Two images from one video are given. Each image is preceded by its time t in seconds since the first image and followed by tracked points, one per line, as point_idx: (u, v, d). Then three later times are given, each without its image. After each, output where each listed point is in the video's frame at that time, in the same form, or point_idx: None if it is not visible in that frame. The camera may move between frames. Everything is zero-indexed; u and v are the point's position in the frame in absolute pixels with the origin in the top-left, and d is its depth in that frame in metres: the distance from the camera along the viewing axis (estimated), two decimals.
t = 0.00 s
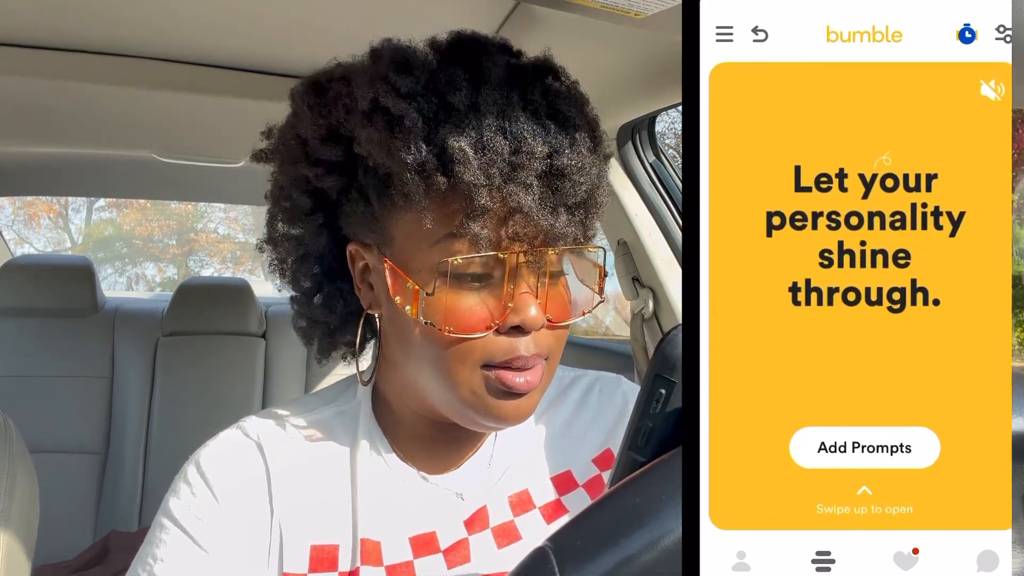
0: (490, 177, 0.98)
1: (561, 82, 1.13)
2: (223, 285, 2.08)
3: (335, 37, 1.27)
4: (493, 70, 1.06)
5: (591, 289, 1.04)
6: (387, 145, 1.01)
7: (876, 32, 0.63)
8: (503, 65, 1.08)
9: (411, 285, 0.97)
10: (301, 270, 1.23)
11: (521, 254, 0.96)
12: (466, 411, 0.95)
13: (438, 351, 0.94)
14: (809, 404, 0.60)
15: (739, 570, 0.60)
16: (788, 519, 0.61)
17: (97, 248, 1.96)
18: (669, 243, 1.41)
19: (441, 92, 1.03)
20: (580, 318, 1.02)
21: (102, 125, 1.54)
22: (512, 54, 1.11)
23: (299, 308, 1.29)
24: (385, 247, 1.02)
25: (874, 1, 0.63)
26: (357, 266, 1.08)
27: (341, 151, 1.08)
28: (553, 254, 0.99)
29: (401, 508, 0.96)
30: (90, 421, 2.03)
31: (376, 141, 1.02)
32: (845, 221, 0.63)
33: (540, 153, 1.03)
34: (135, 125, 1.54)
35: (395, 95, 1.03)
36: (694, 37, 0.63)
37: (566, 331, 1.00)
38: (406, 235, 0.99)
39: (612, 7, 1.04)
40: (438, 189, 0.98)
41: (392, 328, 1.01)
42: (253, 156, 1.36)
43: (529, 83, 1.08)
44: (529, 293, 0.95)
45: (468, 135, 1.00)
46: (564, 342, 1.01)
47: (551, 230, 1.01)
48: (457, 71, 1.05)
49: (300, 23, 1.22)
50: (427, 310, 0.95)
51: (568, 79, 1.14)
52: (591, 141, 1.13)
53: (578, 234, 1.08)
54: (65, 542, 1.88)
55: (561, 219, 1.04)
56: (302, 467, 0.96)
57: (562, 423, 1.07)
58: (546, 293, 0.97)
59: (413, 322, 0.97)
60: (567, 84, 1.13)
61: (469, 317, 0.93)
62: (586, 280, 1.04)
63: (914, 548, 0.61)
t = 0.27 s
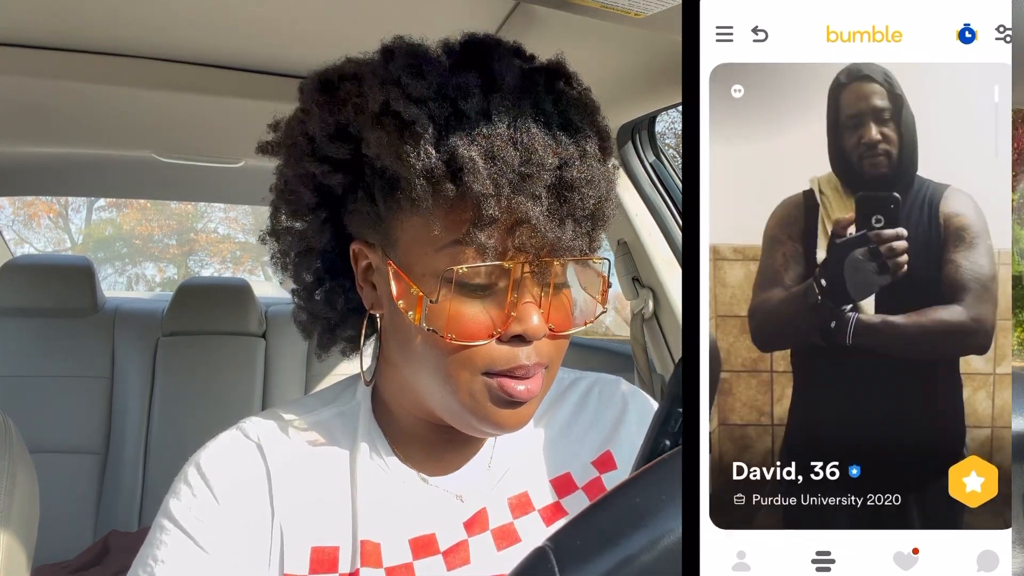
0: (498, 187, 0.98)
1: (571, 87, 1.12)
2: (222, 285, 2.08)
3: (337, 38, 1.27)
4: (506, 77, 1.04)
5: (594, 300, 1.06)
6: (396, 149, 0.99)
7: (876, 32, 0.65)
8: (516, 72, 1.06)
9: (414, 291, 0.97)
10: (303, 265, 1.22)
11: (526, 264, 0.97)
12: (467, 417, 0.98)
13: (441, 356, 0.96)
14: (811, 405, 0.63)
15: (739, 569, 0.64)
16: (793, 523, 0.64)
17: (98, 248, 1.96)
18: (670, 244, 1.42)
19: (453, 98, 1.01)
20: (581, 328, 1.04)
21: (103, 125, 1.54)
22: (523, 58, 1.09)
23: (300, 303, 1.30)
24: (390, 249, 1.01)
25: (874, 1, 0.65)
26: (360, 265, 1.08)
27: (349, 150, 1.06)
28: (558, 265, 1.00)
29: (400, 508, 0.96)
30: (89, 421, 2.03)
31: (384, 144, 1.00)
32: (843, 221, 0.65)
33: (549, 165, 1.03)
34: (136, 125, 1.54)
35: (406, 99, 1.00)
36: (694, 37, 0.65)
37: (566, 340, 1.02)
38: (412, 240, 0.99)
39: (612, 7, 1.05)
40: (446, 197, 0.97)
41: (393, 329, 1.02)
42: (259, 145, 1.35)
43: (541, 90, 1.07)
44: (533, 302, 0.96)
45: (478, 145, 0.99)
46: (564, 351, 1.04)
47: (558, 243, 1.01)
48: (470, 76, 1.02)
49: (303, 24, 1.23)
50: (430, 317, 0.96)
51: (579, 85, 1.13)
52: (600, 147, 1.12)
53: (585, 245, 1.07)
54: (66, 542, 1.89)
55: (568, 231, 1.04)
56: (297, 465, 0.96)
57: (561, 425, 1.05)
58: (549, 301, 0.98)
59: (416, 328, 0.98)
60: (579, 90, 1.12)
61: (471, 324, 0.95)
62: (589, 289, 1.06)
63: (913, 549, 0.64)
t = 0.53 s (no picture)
0: (499, 186, 0.98)
1: (574, 87, 1.12)
2: (222, 285, 2.08)
3: (336, 39, 1.27)
4: (508, 77, 1.04)
5: (595, 301, 1.06)
6: (397, 148, 1.00)
7: (876, 32, 0.65)
8: (518, 71, 1.06)
9: (415, 290, 0.97)
10: (303, 264, 1.23)
11: (527, 263, 0.97)
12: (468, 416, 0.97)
13: (441, 356, 0.96)
14: (811, 406, 0.63)
15: (739, 570, 0.64)
16: (794, 523, 0.64)
17: (98, 248, 1.96)
18: (669, 244, 1.42)
19: (454, 97, 1.01)
20: (581, 329, 1.03)
21: (102, 126, 1.54)
22: (525, 58, 1.09)
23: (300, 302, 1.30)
24: (390, 248, 1.02)
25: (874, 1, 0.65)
26: (360, 264, 1.08)
27: (350, 149, 1.06)
28: (559, 264, 1.00)
29: (400, 509, 0.96)
30: (89, 422, 2.03)
31: (386, 143, 1.00)
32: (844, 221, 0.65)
33: (550, 164, 1.03)
34: (136, 125, 1.54)
35: (408, 98, 1.00)
36: (694, 37, 0.65)
37: (566, 342, 1.01)
38: (412, 239, 0.99)
39: (612, 7, 1.05)
40: (447, 196, 0.98)
41: (393, 329, 1.02)
42: (262, 143, 1.36)
43: (543, 90, 1.07)
44: (534, 302, 0.96)
45: (479, 144, 0.99)
46: (564, 352, 1.03)
47: (559, 243, 1.01)
48: (471, 76, 1.03)
49: (303, 24, 1.23)
50: (430, 316, 0.96)
51: (582, 85, 1.13)
52: (601, 147, 1.13)
53: (586, 245, 1.07)
54: (66, 542, 1.88)
55: (569, 231, 1.04)
56: (297, 464, 0.96)
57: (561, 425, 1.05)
58: (550, 301, 0.97)
59: (417, 327, 0.97)
60: (581, 90, 1.12)
61: (472, 324, 0.94)
62: (590, 290, 1.05)
63: (913, 549, 0.64)
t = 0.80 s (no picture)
0: (502, 195, 0.98)
1: (578, 93, 1.12)
2: (222, 285, 2.08)
3: (336, 39, 1.28)
4: (514, 84, 1.04)
5: (594, 306, 1.06)
6: (401, 152, 0.99)
7: (876, 32, 0.65)
8: (523, 78, 1.05)
9: (415, 296, 0.98)
10: (304, 261, 1.23)
11: (528, 271, 0.97)
12: (465, 422, 0.99)
13: (441, 364, 0.98)
14: (811, 406, 0.63)
15: (739, 570, 0.64)
16: (794, 523, 0.64)
17: (98, 248, 1.96)
18: (669, 243, 1.43)
19: (460, 104, 1.01)
20: (580, 335, 1.04)
21: (103, 126, 1.54)
22: (532, 64, 1.09)
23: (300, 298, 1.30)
24: (392, 251, 1.01)
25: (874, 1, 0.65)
26: (361, 265, 1.08)
27: (353, 150, 1.06)
28: (560, 273, 1.00)
29: (399, 509, 0.96)
30: (89, 422, 2.04)
31: (389, 147, 1.00)
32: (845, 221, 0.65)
33: (554, 174, 1.02)
34: (137, 125, 1.54)
35: (413, 104, 1.00)
36: (694, 37, 0.65)
37: (565, 350, 1.03)
38: (414, 244, 0.99)
39: (612, 7, 1.05)
40: (449, 203, 0.97)
41: (393, 332, 1.02)
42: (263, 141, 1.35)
43: (548, 98, 1.07)
44: (533, 309, 0.97)
45: (484, 151, 0.99)
46: (562, 358, 1.04)
47: (561, 253, 1.01)
48: (477, 82, 1.02)
49: (303, 24, 1.23)
50: (430, 322, 0.97)
51: (587, 91, 1.13)
52: (605, 152, 1.12)
53: (587, 253, 1.07)
54: (66, 542, 1.88)
55: (571, 240, 1.04)
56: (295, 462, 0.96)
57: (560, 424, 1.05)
58: (550, 307, 0.98)
59: (417, 332, 0.98)
60: (585, 95, 1.12)
61: (471, 330, 0.96)
62: (590, 296, 1.05)
63: (913, 549, 0.64)
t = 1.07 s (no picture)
0: (504, 201, 0.98)
1: (582, 96, 1.12)
2: (222, 285, 2.08)
3: (336, 40, 1.28)
4: (517, 88, 1.03)
5: (595, 309, 1.05)
6: (403, 156, 0.99)
7: (876, 32, 0.65)
8: (527, 81, 1.05)
9: (416, 299, 0.98)
10: (305, 260, 1.22)
11: (529, 277, 0.97)
12: (465, 424, 0.99)
13: (443, 368, 0.97)
14: (811, 406, 0.63)
15: (739, 570, 0.64)
16: (794, 523, 0.64)
17: (98, 248, 1.96)
18: (669, 243, 1.43)
19: (463, 108, 1.00)
20: (580, 339, 1.04)
21: (103, 125, 1.54)
22: (536, 67, 1.09)
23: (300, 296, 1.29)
24: (393, 253, 1.01)
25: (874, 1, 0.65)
26: (362, 265, 1.08)
27: (355, 151, 1.06)
28: (562, 278, 1.00)
29: (399, 509, 0.96)
30: (89, 422, 2.04)
31: (391, 150, 1.00)
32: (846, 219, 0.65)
33: (557, 180, 1.02)
34: (137, 125, 1.54)
35: (415, 107, 1.00)
36: (694, 37, 0.65)
37: (564, 351, 1.03)
38: (415, 247, 0.99)
39: (612, 7, 1.05)
40: (452, 208, 0.97)
41: (394, 333, 1.02)
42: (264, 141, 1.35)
43: (552, 101, 1.06)
44: (534, 314, 0.97)
45: (486, 157, 0.98)
46: (562, 360, 1.04)
47: (562, 258, 1.01)
48: (480, 86, 1.02)
49: (304, 25, 1.23)
50: (432, 326, 0.96)
51: (590, 94, 1.13)
52: (607, 153, 1.12)
53: (589, 258, 1.07)
54: (66, 542, 1.88)
55: (573, 246, 1.04)
56: (294, 461, 0.97)
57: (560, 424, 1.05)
58: (551, 312, 0.99)
59: (418, 336, 0.98)
60: (588, 98, 1.12)
61: (472, 333, 0.95)
62: (591, 299, 1.05)
63: (913, 549, 0.64)
